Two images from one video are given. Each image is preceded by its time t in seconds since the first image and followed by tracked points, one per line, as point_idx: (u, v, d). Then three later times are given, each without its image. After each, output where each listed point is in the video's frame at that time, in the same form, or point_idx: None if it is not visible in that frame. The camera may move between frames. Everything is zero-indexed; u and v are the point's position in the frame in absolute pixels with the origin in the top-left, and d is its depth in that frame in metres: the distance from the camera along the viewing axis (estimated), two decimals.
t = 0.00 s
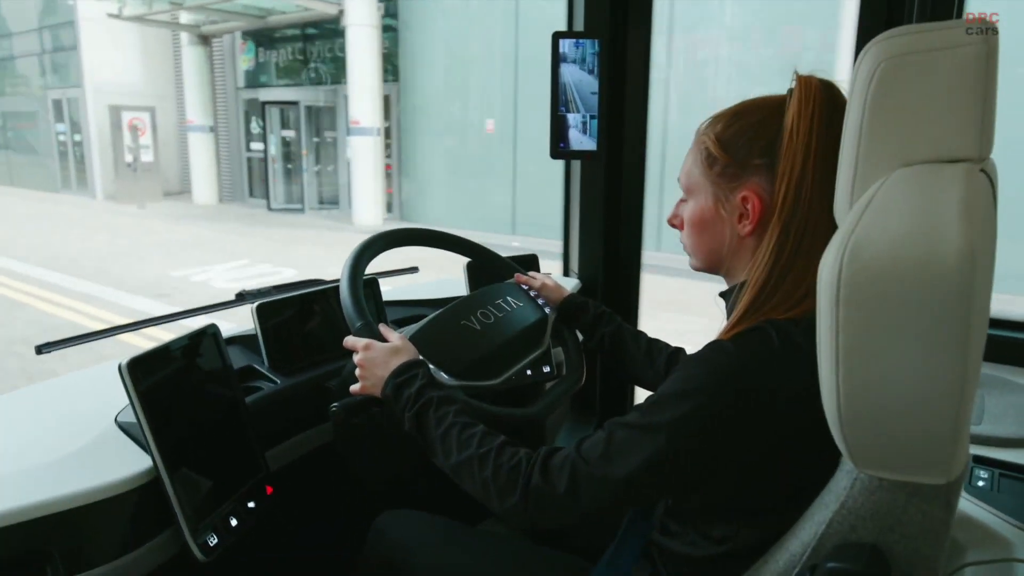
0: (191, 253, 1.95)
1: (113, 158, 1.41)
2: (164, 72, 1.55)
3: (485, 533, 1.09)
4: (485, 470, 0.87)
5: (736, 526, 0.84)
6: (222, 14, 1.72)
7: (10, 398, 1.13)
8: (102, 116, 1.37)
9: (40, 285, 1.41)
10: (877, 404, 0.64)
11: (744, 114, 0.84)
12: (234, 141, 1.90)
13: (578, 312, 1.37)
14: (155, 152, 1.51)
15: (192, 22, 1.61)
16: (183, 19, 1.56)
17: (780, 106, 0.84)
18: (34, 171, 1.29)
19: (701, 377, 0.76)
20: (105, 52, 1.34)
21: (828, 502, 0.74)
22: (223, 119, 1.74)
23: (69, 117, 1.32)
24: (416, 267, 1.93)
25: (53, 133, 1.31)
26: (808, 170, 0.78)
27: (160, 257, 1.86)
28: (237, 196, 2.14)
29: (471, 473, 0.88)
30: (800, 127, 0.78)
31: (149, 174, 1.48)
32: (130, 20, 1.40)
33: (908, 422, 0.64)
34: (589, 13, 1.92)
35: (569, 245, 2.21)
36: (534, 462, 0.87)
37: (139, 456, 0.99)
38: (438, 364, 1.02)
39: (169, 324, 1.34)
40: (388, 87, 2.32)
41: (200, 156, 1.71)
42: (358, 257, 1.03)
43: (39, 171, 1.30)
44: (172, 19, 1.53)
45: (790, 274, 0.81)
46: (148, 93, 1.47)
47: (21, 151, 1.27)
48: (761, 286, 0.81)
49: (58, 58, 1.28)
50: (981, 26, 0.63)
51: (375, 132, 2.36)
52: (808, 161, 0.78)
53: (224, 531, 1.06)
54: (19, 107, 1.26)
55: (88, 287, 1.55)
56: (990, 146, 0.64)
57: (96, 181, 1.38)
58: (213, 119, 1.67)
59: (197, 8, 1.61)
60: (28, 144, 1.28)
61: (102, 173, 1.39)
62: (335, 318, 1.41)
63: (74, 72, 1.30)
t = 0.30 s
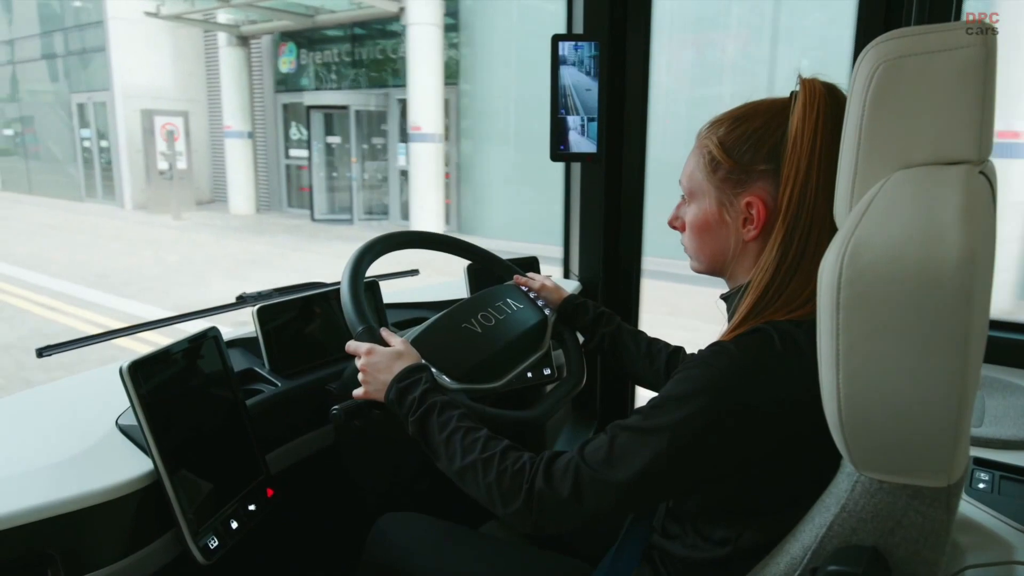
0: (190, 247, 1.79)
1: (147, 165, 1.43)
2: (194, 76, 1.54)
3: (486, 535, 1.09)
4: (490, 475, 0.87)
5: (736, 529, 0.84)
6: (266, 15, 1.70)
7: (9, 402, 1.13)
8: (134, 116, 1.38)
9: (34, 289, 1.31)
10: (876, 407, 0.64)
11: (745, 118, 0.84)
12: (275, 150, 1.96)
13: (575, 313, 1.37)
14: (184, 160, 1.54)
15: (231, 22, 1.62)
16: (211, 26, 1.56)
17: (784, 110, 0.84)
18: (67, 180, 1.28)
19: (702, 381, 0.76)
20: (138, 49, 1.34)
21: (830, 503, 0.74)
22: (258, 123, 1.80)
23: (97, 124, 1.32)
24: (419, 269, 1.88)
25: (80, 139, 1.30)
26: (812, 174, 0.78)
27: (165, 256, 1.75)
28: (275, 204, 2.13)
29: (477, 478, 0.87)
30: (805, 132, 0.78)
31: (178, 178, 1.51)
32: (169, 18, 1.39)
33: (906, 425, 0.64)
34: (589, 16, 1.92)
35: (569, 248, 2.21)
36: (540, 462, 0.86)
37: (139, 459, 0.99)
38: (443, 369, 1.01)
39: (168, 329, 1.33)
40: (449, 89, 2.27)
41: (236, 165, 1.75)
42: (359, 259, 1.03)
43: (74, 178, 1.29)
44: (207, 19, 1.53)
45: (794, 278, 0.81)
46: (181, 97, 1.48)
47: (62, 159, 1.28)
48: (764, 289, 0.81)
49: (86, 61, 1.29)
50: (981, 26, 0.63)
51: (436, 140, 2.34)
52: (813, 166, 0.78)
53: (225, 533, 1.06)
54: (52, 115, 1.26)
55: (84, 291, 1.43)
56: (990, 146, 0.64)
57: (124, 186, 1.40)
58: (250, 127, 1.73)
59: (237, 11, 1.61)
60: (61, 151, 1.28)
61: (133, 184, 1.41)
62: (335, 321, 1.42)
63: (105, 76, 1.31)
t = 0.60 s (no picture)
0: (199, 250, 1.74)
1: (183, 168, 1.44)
2: (240, 79, 1.52)
3: (487, 541, 1.09)
4: (497, 493, 0.87)
5: (737, 537, 0.84)
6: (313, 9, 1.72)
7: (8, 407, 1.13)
8: (171, 120, 1.39)
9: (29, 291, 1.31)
10: (877, 414, 0.64)
11: (744, 125, 0.84)
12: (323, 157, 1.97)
13: (571, 312, 1.37)
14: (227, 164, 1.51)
15: (282, 16, 1.62)
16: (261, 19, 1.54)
17: (783, 116, 0.84)
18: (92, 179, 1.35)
19: (702, 389, 0.76)
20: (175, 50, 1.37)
21: (830, 509, 0.74)
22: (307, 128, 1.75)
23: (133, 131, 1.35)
24: (417, 275, 1.84)
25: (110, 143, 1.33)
26: (811, 183, 0.78)
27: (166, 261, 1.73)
28: (326, 214, 2.15)
29: (484, 495, 0.88)
30: (804, 139, 0.78)
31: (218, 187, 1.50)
32: (218, 11, 1.44)
33: (906, 432, 0.64)
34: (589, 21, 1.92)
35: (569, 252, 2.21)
36: (545, 481, 0.86)
37: (139, 464, 0.99)
38: (447, 377, 1.02)
39: (167, 333, 1.33)
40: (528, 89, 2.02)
41: (287, 168, 1.73)
42: (359, 265, 1.03)
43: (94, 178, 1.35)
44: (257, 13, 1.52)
45: (793, 285, 0.81)
46: (221, 99, 1.46)
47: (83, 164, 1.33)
48: (763, 297, 0.81)
49: (109, 65, 1.31)
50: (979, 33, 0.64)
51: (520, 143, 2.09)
52: (811, 175, 0.78)
53: (225, 539, 1.06)
54: (78, 121, 1.31)
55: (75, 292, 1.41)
56: (989, 152, 0.64)
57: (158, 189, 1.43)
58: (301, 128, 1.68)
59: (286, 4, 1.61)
60: (85, 156, 1.33)
61: (170, 190, 1.44)
62: (334, 325, 1.42)
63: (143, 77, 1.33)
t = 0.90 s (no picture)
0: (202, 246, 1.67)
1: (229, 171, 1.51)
2: (282, 73, 1.59)
3: (486, 534, 1.09)
4: (498, 487, 0.87)
5: (736, 531, 0.84)
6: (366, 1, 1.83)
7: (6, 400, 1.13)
8: (210, 113, 1.45)
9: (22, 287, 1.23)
10: (877, 407, 0.65)
11: (746, 119, 0.85)
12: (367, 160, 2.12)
13: (571, 306, 1.36)
14: (270, 165, 1.58)
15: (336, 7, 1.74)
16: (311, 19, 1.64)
17: (786, 110, 0.84)
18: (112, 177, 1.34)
19: (703, 382, 0.76)
20: (217, 37, 1.40)
21: (829, 504, 0.74)
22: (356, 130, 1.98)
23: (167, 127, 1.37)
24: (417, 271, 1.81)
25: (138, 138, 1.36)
26: (814, 177, 0.78)
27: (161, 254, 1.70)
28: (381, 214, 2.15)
29: (485, 489, 0.88)
30: (809, 131, 0.78)
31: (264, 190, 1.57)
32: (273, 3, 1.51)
33: (905, 425, 0.64)
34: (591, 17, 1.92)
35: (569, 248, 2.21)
36: (546, 477, 0.86)
37: (137, 458, 0.99)
38: (448, 371, 1.02)
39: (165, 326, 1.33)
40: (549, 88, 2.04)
41: (340, 167, 1.92)
42: (358, 261, 1.03)
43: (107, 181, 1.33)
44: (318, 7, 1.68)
45: (793, 279, 0.81)
46: (263, 94, 1.53)
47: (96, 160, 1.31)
48: (764, 291, 0.81)
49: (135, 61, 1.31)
50: (981, 26, 0.64)
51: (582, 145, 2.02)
52: (814, 168, 0.78)
53: (224, 533, 1.06)
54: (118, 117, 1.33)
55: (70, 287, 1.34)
56: (991, 146, 0.64)
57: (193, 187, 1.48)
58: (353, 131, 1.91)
59: None
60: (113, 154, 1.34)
61: (208, 188, 1.49)
62: (334, 320, 1.42)
63: (179, 71, 1.36)
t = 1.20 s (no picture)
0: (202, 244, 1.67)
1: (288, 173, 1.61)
2: (335, 69, 1.65)
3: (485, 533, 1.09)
4: (499, 487, 0.87)
5: (736, 529, 0.84)
6: None
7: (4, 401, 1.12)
8: (263, 112, 1.51)
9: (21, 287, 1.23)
10: (876, 405, 0.64)
11: (746, 117, 0.84)
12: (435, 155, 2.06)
13: (569, 304, 1.38)
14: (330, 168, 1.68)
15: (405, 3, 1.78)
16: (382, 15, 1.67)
17: (786, 109, 0.84)
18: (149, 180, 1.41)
19: (702, 379, 0.76)
20: (268, 31, 1.45)
21: (829, 502, 0.74)
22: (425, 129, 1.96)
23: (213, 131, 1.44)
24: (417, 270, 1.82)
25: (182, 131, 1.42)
26: (814, 174, 0.78)
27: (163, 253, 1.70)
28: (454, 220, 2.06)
29: (486, 489, 0.88)
30: (808, 128, 0.78)
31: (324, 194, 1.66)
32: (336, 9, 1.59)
33: (904, 423, 0.64)
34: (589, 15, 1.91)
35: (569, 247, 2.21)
36: (547, 478, 0.86)
37: (137, 458, 0.98)
38: (449, 372, 1.02)
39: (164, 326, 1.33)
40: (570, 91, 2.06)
41: (406, 168, 1.90)
42: (357, 262, 1.03)
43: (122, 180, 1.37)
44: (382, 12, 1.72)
45: (792, 277, 0.81)
46: (318, 92, 1.59)
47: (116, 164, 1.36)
48: (763, 289, 0.81)
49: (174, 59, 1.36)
50: (980, 25, 0.64)
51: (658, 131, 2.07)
52: (813, 166, 0.78)
53: (225, 533, 1.06)
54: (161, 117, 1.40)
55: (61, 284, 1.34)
56: (989, 143, 0.64)
57: (246, 188, 1.55)
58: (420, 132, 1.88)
59: None
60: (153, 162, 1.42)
61: (260, 184, 1.56)
62: (333, 319, 1.41)
63: (225, 72, 1.40)
